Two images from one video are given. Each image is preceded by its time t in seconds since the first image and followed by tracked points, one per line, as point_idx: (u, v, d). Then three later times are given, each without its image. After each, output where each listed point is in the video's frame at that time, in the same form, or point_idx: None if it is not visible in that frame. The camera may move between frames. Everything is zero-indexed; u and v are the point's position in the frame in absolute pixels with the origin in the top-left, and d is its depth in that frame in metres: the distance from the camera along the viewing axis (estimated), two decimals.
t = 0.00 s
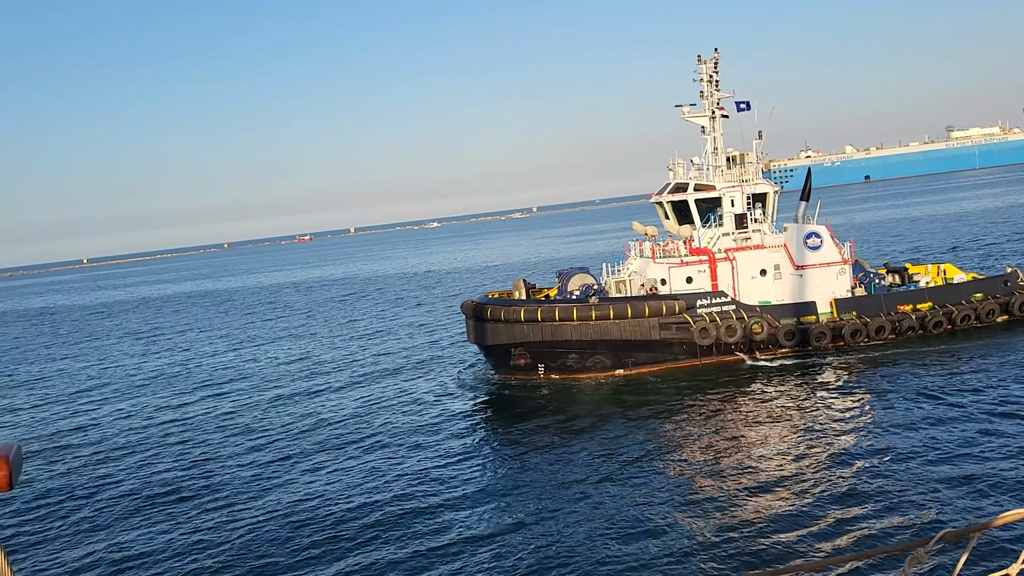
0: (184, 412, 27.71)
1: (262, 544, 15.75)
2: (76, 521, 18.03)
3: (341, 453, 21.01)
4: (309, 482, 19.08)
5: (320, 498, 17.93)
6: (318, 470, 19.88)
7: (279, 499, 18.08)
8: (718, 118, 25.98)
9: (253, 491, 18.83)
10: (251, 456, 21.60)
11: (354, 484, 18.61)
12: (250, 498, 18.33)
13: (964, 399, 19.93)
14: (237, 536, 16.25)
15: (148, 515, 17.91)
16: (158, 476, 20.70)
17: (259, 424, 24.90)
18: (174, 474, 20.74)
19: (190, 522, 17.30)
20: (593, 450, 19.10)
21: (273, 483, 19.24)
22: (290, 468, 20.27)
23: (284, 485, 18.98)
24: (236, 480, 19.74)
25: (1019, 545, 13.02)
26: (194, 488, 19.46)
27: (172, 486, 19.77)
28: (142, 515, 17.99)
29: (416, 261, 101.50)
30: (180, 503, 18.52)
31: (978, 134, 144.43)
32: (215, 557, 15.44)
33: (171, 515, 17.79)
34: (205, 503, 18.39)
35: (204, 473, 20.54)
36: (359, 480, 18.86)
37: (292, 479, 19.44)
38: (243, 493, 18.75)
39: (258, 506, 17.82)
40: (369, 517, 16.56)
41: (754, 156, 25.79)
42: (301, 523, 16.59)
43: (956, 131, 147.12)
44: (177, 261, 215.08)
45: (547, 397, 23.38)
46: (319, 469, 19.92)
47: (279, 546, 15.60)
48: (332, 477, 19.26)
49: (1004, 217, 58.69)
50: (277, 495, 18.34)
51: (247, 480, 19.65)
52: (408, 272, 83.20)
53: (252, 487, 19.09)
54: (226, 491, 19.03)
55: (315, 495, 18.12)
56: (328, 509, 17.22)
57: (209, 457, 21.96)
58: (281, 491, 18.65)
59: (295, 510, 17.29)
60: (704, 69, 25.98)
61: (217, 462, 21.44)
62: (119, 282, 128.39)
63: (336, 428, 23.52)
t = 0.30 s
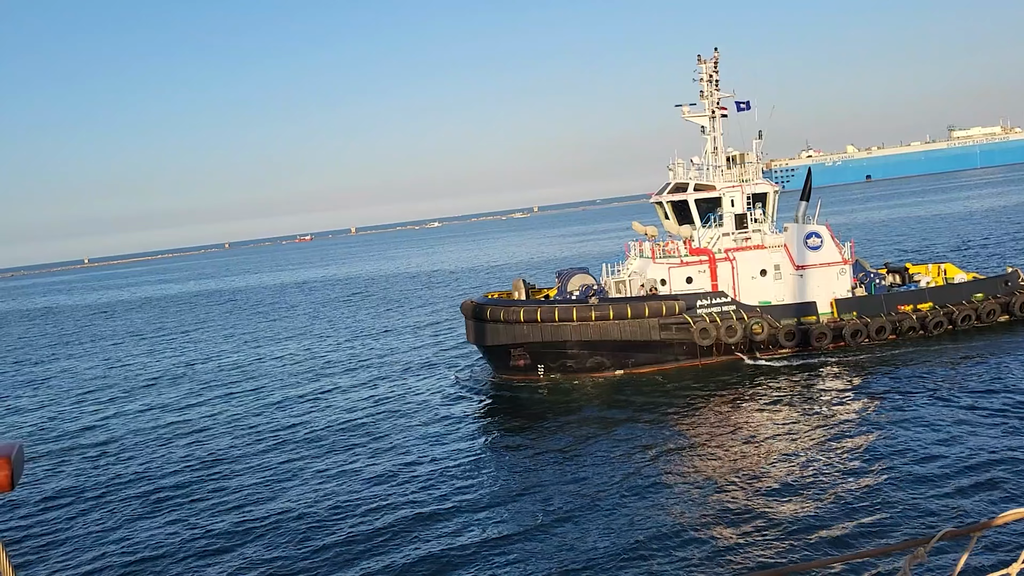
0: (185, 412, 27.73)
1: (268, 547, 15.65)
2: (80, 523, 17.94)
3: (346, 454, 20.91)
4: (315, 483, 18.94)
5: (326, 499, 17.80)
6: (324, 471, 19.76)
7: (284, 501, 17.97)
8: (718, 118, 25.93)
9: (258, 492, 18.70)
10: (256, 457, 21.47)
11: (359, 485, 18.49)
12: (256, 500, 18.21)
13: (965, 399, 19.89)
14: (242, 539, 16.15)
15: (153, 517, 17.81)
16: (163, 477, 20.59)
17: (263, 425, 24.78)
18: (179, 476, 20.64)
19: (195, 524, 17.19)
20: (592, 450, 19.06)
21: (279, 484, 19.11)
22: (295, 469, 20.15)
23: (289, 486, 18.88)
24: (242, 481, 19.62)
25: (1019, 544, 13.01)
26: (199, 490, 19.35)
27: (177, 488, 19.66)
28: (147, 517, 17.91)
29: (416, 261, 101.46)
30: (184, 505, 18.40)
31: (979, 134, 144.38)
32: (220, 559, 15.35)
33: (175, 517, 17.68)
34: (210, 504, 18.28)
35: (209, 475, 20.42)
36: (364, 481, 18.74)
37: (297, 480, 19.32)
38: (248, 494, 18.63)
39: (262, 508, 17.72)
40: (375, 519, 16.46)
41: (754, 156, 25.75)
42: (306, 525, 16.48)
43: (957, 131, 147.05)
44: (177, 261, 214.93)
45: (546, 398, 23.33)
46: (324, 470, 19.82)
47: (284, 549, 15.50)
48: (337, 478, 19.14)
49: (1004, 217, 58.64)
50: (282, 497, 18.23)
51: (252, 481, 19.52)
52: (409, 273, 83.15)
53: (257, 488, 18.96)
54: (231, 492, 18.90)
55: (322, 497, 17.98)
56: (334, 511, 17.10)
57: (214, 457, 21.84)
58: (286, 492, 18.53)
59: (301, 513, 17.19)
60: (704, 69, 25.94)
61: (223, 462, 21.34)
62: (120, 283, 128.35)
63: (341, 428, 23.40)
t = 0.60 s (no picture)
0: (186, 411, 27.70)
1: (274, 546, 15.54)
2: (85, 523, 17.82)
3: (351, 453, 20.79)
4: (320, 482, 18.83)
5: (332, 498, 17.69)
6: (329, 470, 19.64)
7: (289, 500, 17.87)
8: (717, 118, 25.87)
9: (263, 491, 18.59)
10: (261, 456, 21.35)
11: (365, 484, 18.39)
12: (261, 499, 18.09)
13: (965, 399, 19.84)
14: (248, 538, 16.03)
15: (158, 517, 17.69)
16: (168, 477, 20.46)
17: (267, 424, 24.67)
18: (183, 475, 20.52)
19: (201, 523, 17.07)
20: (592, 451, 19.03)
21: (284, 484, 18.99)
22: (300, 468, 20.04)
23: (293, 485, 18.78)
24: (247, 480, 19.50)
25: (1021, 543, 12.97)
26: (203, 489, 19.22)
27: (181, 487, 19.53)
28: (152, 516, 17.79)
29: (417, 261, 101.48)
30: (190, 504, 18.28)
31: (980, 134, 144.29)
32: (225, 559, 15.25)
33: (181, 517, 17.56)
34: (216, 504, 18.15)
35: (214, 474, 20.30)
36: (370, 480, 18.63)
37: (303, 479, 19.21)
38: (254, 493, 18.51)
39: (268, 507, 17.61)
40: (381, 517, 16.36)
41: (754, 156, 25.70)
42: (312, 524, 16.37)
43: (958, 131, 147.02)
44: (178, 261, 214.89)
45: (546, 398, 23.29)
46: (329, 469, 19.71)
47: (289, 548, 15.40)
48: (343, 477, 19.02)
49: (1005, 216, 58.62)
50: (288, 496, 18.12)
51: (257, 480, 19.39)
52: (409, 273, 83.15)
53: (263, 487, 18.85)
54: (236, 491, 18.78)
55: (327, 496, 17.87)
56: (339, 510, 17.00)
57: (219, 457, 21.72)
58: (291, 491, 18.42)
59: (306, 512, 17.07)
60: (703, 69, 25.89)
61: (227, 462, 21.21)
62: (121, 283, 128.33)
63: (345, 427, 23.30)
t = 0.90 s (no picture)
0: (187, 412, 27.73)
1: (278, 547, 15.51)
2: (87, 524, 17.78)
3: (354, 455, 20.76)
4: (324, 483, 18.79)
5: (336, 500, 17.66)
6: (333, 472, 19.61)
7: (293, 502, 17.83)
8: (718, 119, 25.82)
9: (267, 493, 18.56)
10: (264, 457, 21.32)
11: (368, 486, 18.34)
12: (265, 501, 18.05)
13: (965, 401, 19.79)
14: (252, 540, 16.00)
15: (161, 519, 17.63)
16: (171, 478, 20.42)
17: (269, 425, 24.63)
18: (187, 476, 20.49)
19: (205, 524, 17.04)
20: (592, 452, 19.00)
21: (287, 485, 18.96)
22: (304, 469, 20.00)
23: (293, 487, 18.79)
24: (250, 482, 19.47)
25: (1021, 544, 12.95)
26: (207, 490, 19.18)
27: (185, 488, 19.50)
28: (156, 517, 17.75)
29: (418, 262, 101.50)
30: (193, 506, 18.24)
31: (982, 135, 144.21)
32: (229, 560, 15.21)
33: (184, 518, 17.52)
34: (220, 505, 18.11)
35: (217, 476, 20.24)
36: (373, 482, 18.59)
37: (306, 480, 19.18)
38: (258, 495, 18.48)
39: (272, 509, 17.57)
40: (384, 519, 16.33)
41: (754, 157, 25.64)
42: (316, 526, 16.34)
43: (959, 132, 146.96)
44: (179, 262, 215.00)
45: (546, 400, 23.25)
46: (333, 471, 19.67)
47: (292, 550, 15.37)
48: (346, 479, 18.98)
49: (1007, 217, 58.54)
50: (291, 498, 18.09)
51: (261, 482, 19.36)
52: (411, 273, 83.19)
53: (266, 489, 18.80)
54: (240, 493, 18.74)
55: (331, 497, 17.83)
56: (343, 512, 16.96)
57: (222, 458, 21.68)
58: (295, 493, 18.37)
59: (308, 513, 17.08)
60: (704, 70, 25.83)
61: (231, 463, 21.17)
62: (123, 283, 128.58)
63: (346, 428, 23.32)
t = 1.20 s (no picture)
0: (187, 411, 27.73)
1: (282, 546, 15.49)
2: (90, 523, 17.70)
3: (357, 454, 20.74)
4: (328, 483, 18.77)
5: (339, 499, 17.64)
6: (337, 471, 19.58)
7: (297, 501, 17.78)
8: (718, 119, 25.77)
9: (271, 492, 18.52)
10: (267, 456, 21.29)
11: (372, 485, 18.34)
12: (270, 500, 18.01)
13: (965, 402, 19.75)
14: (257, 538, 15.99)
15: (165, 518, 17.58)
16: (174, 477, 20.35)
17: (271, 425, 24.59)
18: (190, 475, 20.43)
19: (209, 523, 17.00)
20: (591, 452, 18.95)
21: (291, 484, 18.93)
22: (308, 468, 19.97)
23: (293, 486, 18.79)
24: (254, 481, 19.42)
25: (1018, 543, 12.93)
26: (210, 489, 19.14)
27: (188, 487, 19.44)
28: (159, 516, 17.68)
29: (419, 262, 101.43)
30: (197, 505, 18.18)
31: (983, 136, 144.19)
32: (233, 558, 15.18)
33: (188, 517, 17.48)
34: (224, 504, 18.06)
35: (221, 474, 20.20)
36: (377, 481, 18.59)
37: (310, 479, 19.17)
38: (262, 494, 18.43)
39: (276, 507, 17.53)
40: (388, 518, 16.33)
41: (754, 157, 25.58)
42: (319, 525, 16.31)
43: (961, 132, 146.82)
44: (180, 262, 214.99)
45: (545, 400, 23.21)
46: (337, 470, 19.64)
47: (296, 548, 15.34)
48: (350, 477, 18.98)
49: (1009, 217, 58.54)
50: (296, 497, 18.05)
51: (264, 481, 19.33)
52: (412, 273, 83.28)
53: (270, 488, 18.78)
54: (244, 492, 18.71)
55: (335, 497, 17.82)
56: (346, 510, 16.96)
57: (225, 457, 21.64)
58: (299, 492, 18.34)
59: (307, 512, 17.08)
60: (704, 69, 25.79)
61: (234, 462, 21.12)
62: (125, 282, 128.74)
63: (346, 428, 23.31)
